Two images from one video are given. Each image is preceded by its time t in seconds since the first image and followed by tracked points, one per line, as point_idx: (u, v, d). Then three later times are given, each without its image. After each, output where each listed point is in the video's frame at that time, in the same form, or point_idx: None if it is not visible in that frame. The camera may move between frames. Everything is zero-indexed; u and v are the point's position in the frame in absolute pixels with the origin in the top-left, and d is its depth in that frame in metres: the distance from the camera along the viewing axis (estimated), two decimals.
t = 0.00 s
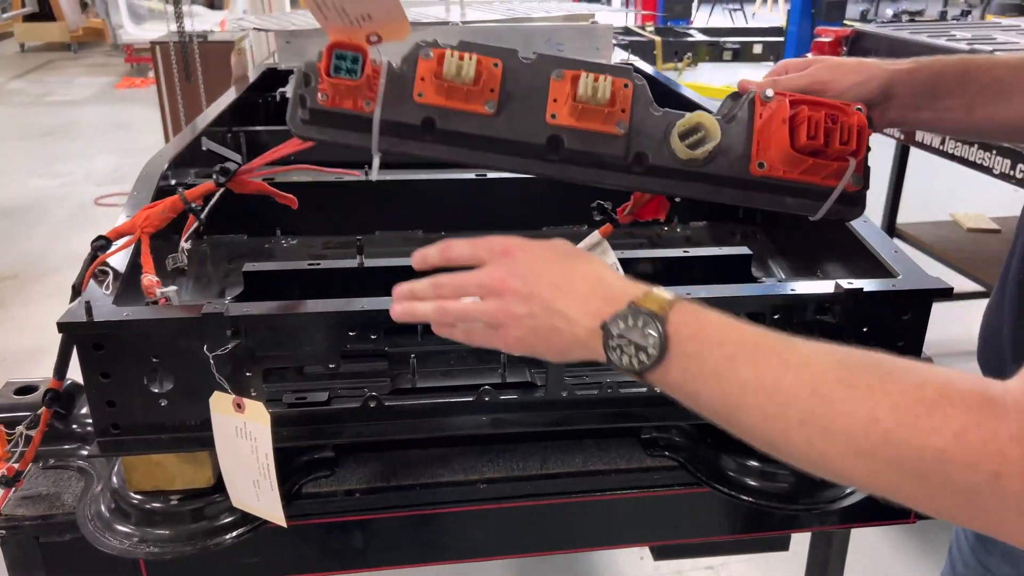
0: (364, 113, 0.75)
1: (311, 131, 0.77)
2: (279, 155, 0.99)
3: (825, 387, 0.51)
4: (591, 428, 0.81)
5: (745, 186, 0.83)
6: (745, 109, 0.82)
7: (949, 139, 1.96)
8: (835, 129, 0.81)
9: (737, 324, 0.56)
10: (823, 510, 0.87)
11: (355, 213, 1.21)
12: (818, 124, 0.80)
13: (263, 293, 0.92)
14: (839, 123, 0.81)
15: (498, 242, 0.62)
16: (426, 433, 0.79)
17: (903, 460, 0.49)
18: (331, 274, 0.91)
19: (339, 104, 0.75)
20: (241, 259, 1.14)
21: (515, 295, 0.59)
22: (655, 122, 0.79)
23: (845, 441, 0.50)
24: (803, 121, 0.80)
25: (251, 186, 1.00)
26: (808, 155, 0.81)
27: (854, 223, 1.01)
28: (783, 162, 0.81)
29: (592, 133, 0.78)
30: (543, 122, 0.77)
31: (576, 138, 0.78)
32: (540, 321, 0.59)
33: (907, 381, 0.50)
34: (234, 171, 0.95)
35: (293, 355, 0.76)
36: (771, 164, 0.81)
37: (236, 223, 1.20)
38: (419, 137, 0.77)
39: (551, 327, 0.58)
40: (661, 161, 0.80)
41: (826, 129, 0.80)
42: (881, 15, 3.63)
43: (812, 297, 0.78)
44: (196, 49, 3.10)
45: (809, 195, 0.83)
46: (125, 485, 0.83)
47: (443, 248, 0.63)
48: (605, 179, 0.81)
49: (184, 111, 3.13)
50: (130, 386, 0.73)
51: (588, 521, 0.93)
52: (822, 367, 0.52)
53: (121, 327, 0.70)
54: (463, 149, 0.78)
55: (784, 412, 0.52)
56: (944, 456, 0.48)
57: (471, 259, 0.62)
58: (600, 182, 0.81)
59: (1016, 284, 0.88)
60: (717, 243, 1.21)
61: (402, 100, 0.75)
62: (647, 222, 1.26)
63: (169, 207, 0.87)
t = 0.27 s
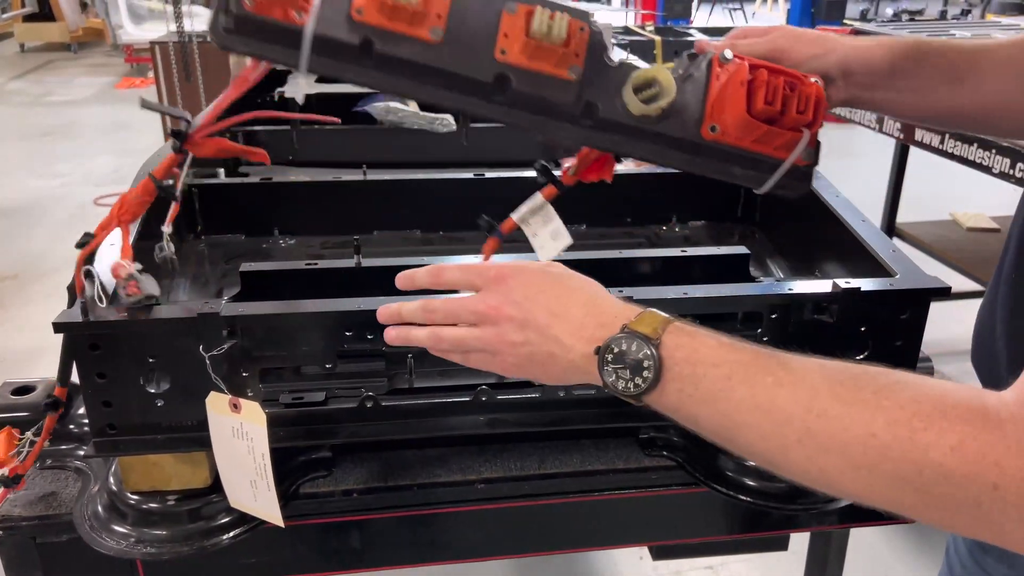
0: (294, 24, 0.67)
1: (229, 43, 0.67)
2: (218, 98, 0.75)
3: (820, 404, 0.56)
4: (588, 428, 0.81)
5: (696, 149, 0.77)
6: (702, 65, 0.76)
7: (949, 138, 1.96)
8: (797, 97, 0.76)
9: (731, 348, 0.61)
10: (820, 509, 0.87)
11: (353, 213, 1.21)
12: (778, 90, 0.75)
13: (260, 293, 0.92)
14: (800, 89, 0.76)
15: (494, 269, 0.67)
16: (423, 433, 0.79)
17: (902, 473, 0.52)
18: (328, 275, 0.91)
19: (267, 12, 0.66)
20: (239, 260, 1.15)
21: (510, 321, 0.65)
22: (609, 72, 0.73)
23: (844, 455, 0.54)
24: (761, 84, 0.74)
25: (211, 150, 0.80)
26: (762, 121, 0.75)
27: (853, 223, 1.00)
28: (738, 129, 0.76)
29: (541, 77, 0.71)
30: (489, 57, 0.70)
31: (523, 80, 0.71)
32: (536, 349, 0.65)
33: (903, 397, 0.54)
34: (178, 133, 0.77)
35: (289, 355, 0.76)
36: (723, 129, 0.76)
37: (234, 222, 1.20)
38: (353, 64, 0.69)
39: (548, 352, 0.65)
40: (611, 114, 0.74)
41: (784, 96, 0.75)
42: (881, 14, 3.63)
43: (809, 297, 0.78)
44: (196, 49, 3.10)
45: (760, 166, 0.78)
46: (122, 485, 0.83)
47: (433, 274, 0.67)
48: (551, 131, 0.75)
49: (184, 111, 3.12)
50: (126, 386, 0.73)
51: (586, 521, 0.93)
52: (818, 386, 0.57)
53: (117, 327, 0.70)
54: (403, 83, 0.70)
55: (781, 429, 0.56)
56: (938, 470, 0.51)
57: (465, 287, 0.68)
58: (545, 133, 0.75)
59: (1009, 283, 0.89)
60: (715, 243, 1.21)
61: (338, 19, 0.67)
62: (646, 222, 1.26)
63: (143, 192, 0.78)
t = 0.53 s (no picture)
0: None
1: None
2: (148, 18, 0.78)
3: (883, 432, 0.56)
4: (587, 427, 0.81)
5: (644, 108, 0.75)
6: (658, 17, 0.73)
7: (949, 137, 1.95)
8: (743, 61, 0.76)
9: (779, 376, 0.61)
10: (822, 508, 0.87)
11: (353, 211, 1.20)
12: (729, 56, 0.75)
13: (260, 293, 0.92)
14: (745, 52, 0.76)
15: (522, 304, 0.65)
16: (422, 433, 0.79)
17: (969, 500, 0.54)
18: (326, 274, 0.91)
19: None
20: (238, 259, 1.15)
21: (543, 362, 0.64)
22: (560, 14, 0.69)
23: (906, 482, 0.55)
24: (715, 49, 0.74)
25: (150, 80, 0.80)
26: (712, 86, 0.75)
27: (854, 222, 1.00)
28: (688, 89, 0.75)
29: (487, 11, 0.67)
30: None
31: (468, 13, 0.66)
32: (572, 387, 0.63)
33: (967, 424, 0.55)
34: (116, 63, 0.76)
35: (287, 354, 0.76)
36: (676, 88, 0.74)
37: (234, 222, 1.20)
38: None
39: (584, 391, 0.63)
40: (561, 61, 0.71)
41: (739, 58, 0.75)
42: (881, 13, 3.63)
43: (809, 296, 0.78)
44: (196, 49, 3.09)
45: (709, 134, 0.78)
46: (121, 484, 0.83)
47: (455, 315, 0.65)
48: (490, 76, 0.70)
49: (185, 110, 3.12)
50: (124, 386, 0.73)
51: (586, 521, 0.93)
52: (877, 413, 0.57)
53: (115, 327, 0.70)
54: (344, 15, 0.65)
55: (843, 459, 0.57)
56: (1003, 497, 0.53)
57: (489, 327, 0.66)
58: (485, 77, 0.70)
59: (1006, 288, 0.88)
60: (715, 242, 1.21)
61: None
62: (646, 222, 1.26)
63: (93, 141, 0.71)
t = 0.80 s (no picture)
0: None
1: None
2: None
3: (925, 477, 0.56)
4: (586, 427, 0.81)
5: (614, 89, 0.78)
6: None
7: (949, 137, 1.95)
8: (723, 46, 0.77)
9: (807, 430, 0.62)
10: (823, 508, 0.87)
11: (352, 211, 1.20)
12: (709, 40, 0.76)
13: (260, 292, 0.92)
14: (726, 39, 0.78)
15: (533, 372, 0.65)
16: (421, 432, 0.79)
17: None
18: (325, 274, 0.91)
19: None
20: (237, 259, 1.15)
21: (559, 435, 0.64)
22: None
23: (953, 529, 0.55)
24: (694, 32, 0.76)
25: (97, 38, 0.81)
26: (688, 71, 0.77)
27: (854, 221, 0.99)
28: (661, 73, 0.77)
29: None
30: None
31: None
32: (593, 455, 0.63)
33: (1012, 462, 0.54)
34: (56, 23, 0.77)
35: (286, 354, 0.76)
36: (649, 70, 0.77)
37: (233, 221, 1.20)
38: None
39: (608, 458, 0.63)
40: (530, 35, 0.74)
41: (719, 42, 0.77)
42: (880, 13, 3.63)
43: (809, 295, 0.77)
44: (196, 48, 3.09)
45: (679, 122, 0.80)
46: (119, 484, 0.82)
47: (458, 399, 0.65)
48: (460, 50, 0.73)
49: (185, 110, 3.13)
50: (122, 386, 0.73)
51: (586, 520, 0.93)
52: (915, 459, 0.57)
53: (113, 326, 0.70)
54: None
55: (888, 506, 0.57)
56: None
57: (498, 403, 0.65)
58: (455, 51, 0.73)
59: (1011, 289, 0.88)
60: (715, 241, 1.21)
61: None
62: (645, 221, 1.26)
63: (54, 112, 0.82)
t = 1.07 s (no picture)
0: None
1: None
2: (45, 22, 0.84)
3: (983, 494, 0.55)
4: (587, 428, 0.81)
5: (616, 112, 0.75)
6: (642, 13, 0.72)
7: (950, 137, 1.95)
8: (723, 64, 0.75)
9: (859, 446, 0.59)
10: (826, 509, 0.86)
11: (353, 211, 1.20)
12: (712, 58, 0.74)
13: (261, 293, 0.92)
14: (728, 56, 0.75)
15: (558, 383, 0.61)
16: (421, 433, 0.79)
17: None
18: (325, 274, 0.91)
19: None
20: (238, 259, 1.15)
21: (587, 453, 0.60)
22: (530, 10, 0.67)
23: (989, 539, 0.55)
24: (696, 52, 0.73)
25: (58, 68, 0.90)
26: (692, 90, 0.74)
27: (854, 221, 0.99)
28: (665, 93, 0.74)
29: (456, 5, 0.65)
30: None
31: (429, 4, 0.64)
32: (624, 475, 0.60)
33: None
34: (21, 59, 0.84)
35: (287, 355, 0.76)
36: (652, 91, 0.74)
37: (234, 222, 1.20)
38: None
39: (640, 476, 0.59)
40: (533, 58, 0.69)
41: (721, 58, 0.74)
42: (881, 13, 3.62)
43: (809, 296, 0.77)
44: (197, 49, 3.09)
45: (680, 138, 0.78)
46: (120, 485, 0.83)
47: (476, 412, 0.61)
48: (454, 75, 0.68)
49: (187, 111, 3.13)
50: (122, 387, 0.73)
51: (586, 521, 0.93)
52: (970, 474, 0.56)
53: (113, 327, 0.70)
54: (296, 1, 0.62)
55: (943, 524, 0.55)
56: None
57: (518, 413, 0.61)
58: (449, 75, 0.68)
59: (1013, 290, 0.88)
60: (716, 242, 1.21)
61: None
62: (646, 221, 1.26)
63: (15, 139, 0.88)
